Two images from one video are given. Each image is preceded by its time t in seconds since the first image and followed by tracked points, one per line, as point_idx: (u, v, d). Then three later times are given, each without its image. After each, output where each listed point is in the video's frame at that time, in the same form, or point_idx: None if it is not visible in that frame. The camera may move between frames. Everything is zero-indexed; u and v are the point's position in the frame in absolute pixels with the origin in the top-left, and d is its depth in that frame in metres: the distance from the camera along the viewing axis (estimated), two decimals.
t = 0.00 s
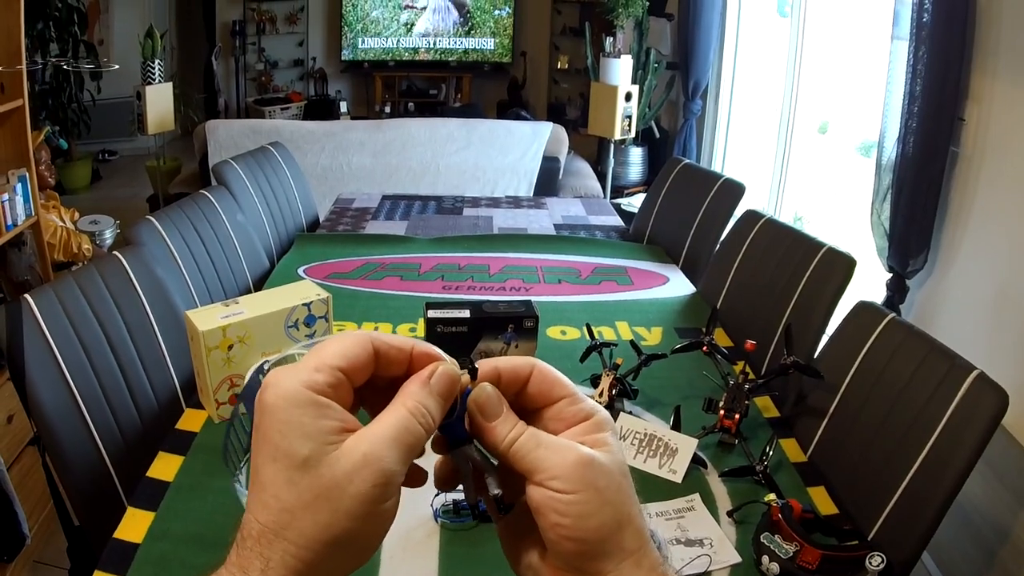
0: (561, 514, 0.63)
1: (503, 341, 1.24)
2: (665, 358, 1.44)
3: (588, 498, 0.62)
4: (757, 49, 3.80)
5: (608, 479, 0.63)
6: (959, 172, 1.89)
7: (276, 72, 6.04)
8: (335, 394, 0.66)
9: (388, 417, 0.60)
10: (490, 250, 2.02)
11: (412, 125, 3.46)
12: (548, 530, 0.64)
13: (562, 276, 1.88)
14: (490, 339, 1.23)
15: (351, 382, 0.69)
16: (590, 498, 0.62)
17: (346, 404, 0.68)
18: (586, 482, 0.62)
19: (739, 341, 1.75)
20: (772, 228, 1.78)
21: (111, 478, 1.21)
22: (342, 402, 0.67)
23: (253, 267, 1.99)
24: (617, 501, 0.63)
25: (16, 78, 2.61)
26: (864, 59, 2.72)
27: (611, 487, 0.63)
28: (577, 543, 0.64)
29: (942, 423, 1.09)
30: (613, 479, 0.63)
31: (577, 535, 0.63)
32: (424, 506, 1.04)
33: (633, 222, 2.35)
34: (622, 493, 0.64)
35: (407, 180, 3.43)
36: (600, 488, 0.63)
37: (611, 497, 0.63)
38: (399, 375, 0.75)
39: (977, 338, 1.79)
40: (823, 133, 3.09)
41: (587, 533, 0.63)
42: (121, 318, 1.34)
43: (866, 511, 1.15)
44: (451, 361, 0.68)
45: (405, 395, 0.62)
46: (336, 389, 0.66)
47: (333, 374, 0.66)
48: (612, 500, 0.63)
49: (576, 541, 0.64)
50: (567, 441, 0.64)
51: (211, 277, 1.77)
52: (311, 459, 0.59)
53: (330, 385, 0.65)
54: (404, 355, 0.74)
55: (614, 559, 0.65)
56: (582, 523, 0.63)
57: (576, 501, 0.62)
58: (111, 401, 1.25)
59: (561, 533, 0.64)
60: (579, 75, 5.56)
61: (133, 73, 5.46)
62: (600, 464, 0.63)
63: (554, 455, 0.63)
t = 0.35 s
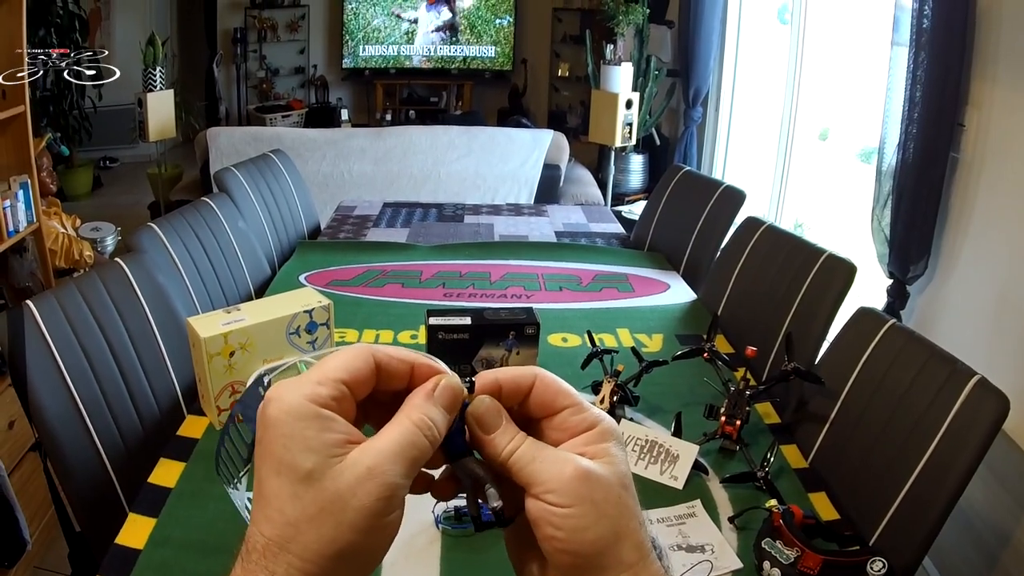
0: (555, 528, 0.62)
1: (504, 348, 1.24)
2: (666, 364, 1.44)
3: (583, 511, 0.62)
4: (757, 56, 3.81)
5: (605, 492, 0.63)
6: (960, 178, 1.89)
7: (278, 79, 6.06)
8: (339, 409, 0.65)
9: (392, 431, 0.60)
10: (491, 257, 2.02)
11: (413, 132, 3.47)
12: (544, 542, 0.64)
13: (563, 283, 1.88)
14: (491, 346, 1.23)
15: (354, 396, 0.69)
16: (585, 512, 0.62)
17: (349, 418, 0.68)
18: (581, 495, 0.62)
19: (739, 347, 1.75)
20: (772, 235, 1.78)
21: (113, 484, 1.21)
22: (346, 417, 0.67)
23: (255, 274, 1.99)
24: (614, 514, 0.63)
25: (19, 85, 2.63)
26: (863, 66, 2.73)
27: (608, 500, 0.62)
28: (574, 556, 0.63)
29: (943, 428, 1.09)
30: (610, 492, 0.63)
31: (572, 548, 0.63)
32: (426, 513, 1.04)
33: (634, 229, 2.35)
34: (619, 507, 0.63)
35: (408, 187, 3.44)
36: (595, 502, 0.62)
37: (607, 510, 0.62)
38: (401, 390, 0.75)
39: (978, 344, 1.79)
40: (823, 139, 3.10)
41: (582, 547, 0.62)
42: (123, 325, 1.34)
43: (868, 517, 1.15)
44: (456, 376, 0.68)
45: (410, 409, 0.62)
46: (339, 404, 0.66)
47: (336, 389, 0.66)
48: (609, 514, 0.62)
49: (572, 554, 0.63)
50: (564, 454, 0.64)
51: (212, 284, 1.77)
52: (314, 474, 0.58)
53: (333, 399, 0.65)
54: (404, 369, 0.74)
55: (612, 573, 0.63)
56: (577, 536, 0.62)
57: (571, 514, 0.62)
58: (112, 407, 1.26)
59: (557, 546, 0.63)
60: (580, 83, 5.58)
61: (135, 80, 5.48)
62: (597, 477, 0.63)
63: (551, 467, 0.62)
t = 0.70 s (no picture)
0: (561, 538, 0.62)
1: (505, 353, 1.24)
2: (667, 369, 1.44)
3: (589, 522, 0.62)
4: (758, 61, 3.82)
5: (611, 503, 0.63)
6: (960, 183, 1.89)
7: (279, 83, 6.07)
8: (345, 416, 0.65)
9: (400, 438, 0.60)
10: (492, 262, 2.02)
11: (414, 136, 3.48)
12: (550, 552, 0.64)
13: (564, 287, 1.89)
14: (492, 351, 1.23)
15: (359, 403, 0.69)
16: (591, 522, 0.62)
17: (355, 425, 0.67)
18: (586, 505, 0.62)
19: (740, 352, 1.75)
20: (772, 240, 1.78)
21: (113, 487, 1.21)
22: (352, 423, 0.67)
23: (256, 278, 1.99)
24: (620, 524, 0.63)
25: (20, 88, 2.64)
26: (863, 71, 2.74)
27: (614, 510, 0.62)
28: (578, 566, 0.63)
29: (944, 432, 1.09)
30: (616, 501, 0.63)
31: (577, 558, 0.63)
32: (427, 517, 1.04)
33: (635, 234, 2.36)
34: (625, 516, 0.63)
35: (409, 191, 3.44)
36: (601, 512, 0.62)
37: (613, 520, 0.62)
38: (405, 398, 0.75)
39: (978, 349, 1.79)
40: (823, 144, 3.10)
41: (587, 557, 0.62)
42: (124, 328, 1.34)
43: (868, 522, 1.15)
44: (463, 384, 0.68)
45: (418, 416, 0.62)
46: (345, 410, 0.66)
47: (342, 395, 0.66)
48: (615, 524, 0.62)
49: (577, 564, 0.63)
50: (571, 464, 0.64)
51: (213, 287, 1.77)
52: (320, 482, 0.59)
53: (339, 406, 0.65)
54: (408, 377, 0.74)
55: None
56: (583, 547, 0.62)
57: (577, 525, 0.62)
58: (113, 411, 1.26)
59: (562, 557, 0.63)
60: (581, 87, 5.59)
61: (136, 84, 5.50)
62: (603, 486, 0.63)
63: (558, 477, 0.62)
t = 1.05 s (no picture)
0: (554, 548, 0.62)
1: (506, 358, 1.24)
2: (668, 375, 1.44)
3: (583, 534, 0.61)
4: (759, 67, 3.83)
5: (606, 515, 0.62)
6: (961, 189, 1.89)
7: (281, 88, 6.09)
8: (346, 427, 0.65)
9: (403, 449, 0.60)
10: (493, 267, 2.03)
11: (416, 142, 3.48)
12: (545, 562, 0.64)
13: (565, 293, 1.89)
14: (494, 356, 1.23)
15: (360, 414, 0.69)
16: (584, 535, 0.61)
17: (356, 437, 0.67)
18: (580, 517, 0.61)
19: (741, 358, 1.75)
20: (774, 245, 1.78)
21: (114, 491, 1.22)
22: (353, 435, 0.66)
23: (257, 282, 1.99)
24: (614, 536, 0.62)
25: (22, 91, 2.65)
26: (865, 76, 2.75)
27: (609, 523, 0.62)
28: None
29: (944, 438, 1.09)
30: (612, 514, 0.62)
31: (570, 569, 0.63)
32: (428, 522, 1.04)
33: (636, 240, 2.36)
34: (620, 531, 0.62)
35: (411, 196, 3.45)
36: (594, 525, 0.62)
37: (606, 534, 0.62)
38: (405, 408, 0.75)
39: (979, 354, 1.79)
40: (825, 149, 3.10)
41: (580, 569, 0.62)
42: (125, 332, 1.35)
43: (868, 528, 1.15)
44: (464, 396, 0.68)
45: (420, 427, 0.62)
46: (347, 422, 0.66)
47: (343, 407, 0.66)
48: (609, 537, 0.62)
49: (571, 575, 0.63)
50: (569, 475, 0.64)
51: (215, 291, 1.78)
52: (325, 495, 0.58)
53: (339, 417, 0.65)
54: (407, 388, 0.74)
55: None
56: (577, 558, 0.62)
57: (570, 537, 0.61)
58: (114, 414, 1.26)
59: (556, 567, 0.63)
60: (582, 92, 5.60)
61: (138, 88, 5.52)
62: (598, 499, 0.62)
63: (553, 488, 0.62)
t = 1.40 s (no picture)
0: (530, 568, 0.60)
1: (504, 359, 1.24)
2: (666, 377, 1.44)
3: (552, 560, 0.58)
4: (758, 69, 3.83)
5: (577, 543, 0.58)
6: (961, 191, 1.89)
7: (280, 90, 6.09)
8: (337, 435, 0.65)
9: (392, 456, 0.60)
10: (492, 268, 2.02)
11: (415, 143, 3.49)
12: None
13: (564, 294, 1.89)
14: (492, 357, 1.23)
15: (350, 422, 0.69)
16: (553, 561, 0.58)
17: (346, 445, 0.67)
18: (555, 540, 0.58)
19: (740, 360, 1.74)
20: (774, 246, 1.78)
21: (112, 492, 1.21)
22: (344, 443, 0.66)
23: (255, 283, 1.99)
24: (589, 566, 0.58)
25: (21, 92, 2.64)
26: (864, 79, 2.75)
27: (581, 551, 0.58)
28: None
29: (944, 439, 1.09)
30: (586, 541, 0.58)
31: None
32: (424, 523, 1.04)
33: (635, 241, 2.36)
34: (595, 561, 0.58)
35: (410, 197, 3.45)
36: (563, 554, 0.58)
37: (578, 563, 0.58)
38: (395, 416, 0.75)
39: (979, 356, 1.78)
40: (825, 151, 3.10)
41: None
42: (123, 333, 1.34)
43: (868, 529, 1.14)
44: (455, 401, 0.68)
45: (409, 435, 0.61)
46: (338, 430, 0.65)
47: (334, 414, 0.65)
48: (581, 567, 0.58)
49: None
50: (549, 493, 0.60)
51: (213, 292, 1.78)
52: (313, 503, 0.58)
53: (331, 424, 0.64)
54: (398, 395, 0.74)
55: None
56: None
57: (539, 562, 0.59)
58: (112, 415, 1.25)
59: None
60: (581, 94, 5.61)
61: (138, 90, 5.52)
62: (574, 524, 0.58)
63: (527, 507, 0.60)
